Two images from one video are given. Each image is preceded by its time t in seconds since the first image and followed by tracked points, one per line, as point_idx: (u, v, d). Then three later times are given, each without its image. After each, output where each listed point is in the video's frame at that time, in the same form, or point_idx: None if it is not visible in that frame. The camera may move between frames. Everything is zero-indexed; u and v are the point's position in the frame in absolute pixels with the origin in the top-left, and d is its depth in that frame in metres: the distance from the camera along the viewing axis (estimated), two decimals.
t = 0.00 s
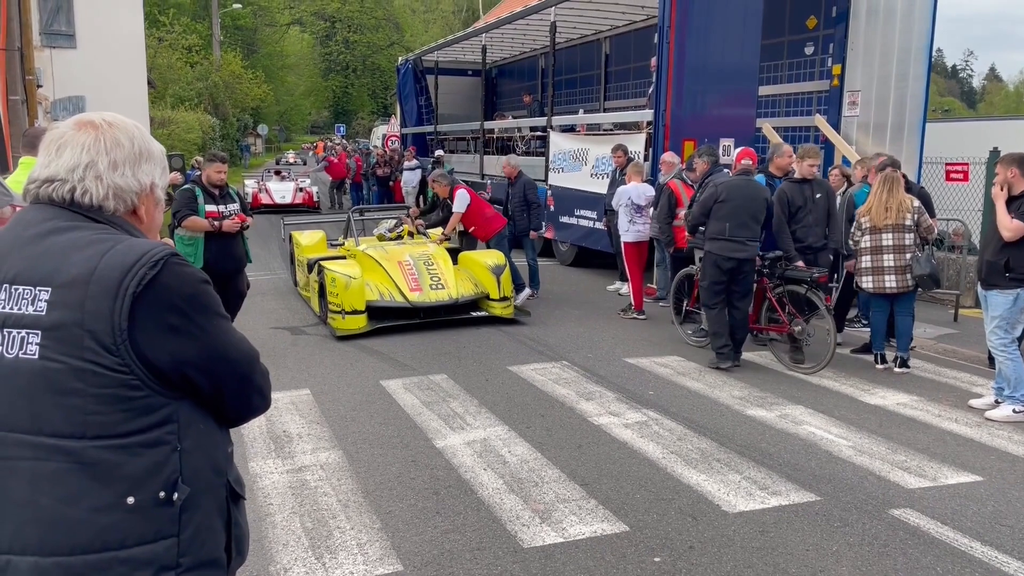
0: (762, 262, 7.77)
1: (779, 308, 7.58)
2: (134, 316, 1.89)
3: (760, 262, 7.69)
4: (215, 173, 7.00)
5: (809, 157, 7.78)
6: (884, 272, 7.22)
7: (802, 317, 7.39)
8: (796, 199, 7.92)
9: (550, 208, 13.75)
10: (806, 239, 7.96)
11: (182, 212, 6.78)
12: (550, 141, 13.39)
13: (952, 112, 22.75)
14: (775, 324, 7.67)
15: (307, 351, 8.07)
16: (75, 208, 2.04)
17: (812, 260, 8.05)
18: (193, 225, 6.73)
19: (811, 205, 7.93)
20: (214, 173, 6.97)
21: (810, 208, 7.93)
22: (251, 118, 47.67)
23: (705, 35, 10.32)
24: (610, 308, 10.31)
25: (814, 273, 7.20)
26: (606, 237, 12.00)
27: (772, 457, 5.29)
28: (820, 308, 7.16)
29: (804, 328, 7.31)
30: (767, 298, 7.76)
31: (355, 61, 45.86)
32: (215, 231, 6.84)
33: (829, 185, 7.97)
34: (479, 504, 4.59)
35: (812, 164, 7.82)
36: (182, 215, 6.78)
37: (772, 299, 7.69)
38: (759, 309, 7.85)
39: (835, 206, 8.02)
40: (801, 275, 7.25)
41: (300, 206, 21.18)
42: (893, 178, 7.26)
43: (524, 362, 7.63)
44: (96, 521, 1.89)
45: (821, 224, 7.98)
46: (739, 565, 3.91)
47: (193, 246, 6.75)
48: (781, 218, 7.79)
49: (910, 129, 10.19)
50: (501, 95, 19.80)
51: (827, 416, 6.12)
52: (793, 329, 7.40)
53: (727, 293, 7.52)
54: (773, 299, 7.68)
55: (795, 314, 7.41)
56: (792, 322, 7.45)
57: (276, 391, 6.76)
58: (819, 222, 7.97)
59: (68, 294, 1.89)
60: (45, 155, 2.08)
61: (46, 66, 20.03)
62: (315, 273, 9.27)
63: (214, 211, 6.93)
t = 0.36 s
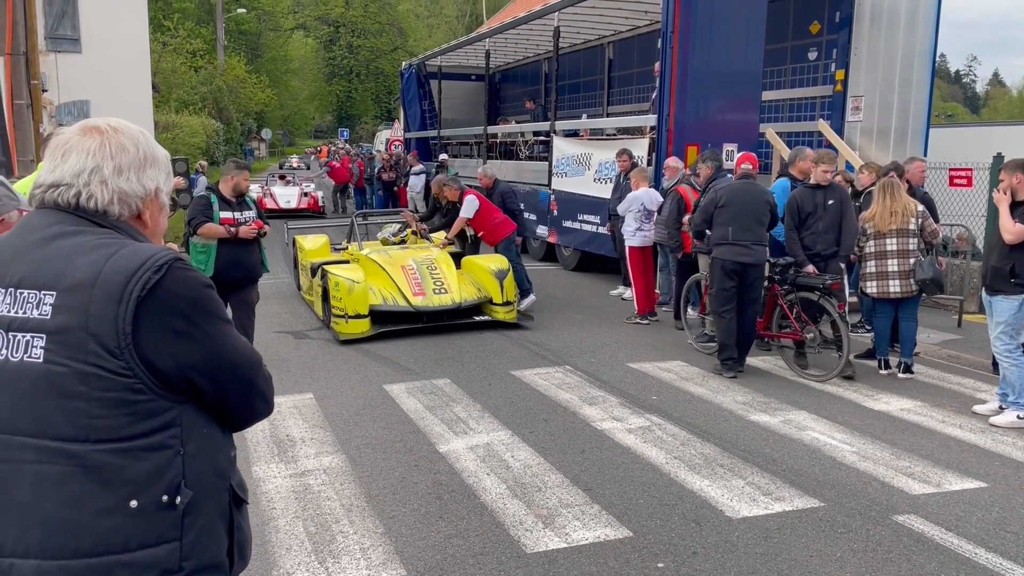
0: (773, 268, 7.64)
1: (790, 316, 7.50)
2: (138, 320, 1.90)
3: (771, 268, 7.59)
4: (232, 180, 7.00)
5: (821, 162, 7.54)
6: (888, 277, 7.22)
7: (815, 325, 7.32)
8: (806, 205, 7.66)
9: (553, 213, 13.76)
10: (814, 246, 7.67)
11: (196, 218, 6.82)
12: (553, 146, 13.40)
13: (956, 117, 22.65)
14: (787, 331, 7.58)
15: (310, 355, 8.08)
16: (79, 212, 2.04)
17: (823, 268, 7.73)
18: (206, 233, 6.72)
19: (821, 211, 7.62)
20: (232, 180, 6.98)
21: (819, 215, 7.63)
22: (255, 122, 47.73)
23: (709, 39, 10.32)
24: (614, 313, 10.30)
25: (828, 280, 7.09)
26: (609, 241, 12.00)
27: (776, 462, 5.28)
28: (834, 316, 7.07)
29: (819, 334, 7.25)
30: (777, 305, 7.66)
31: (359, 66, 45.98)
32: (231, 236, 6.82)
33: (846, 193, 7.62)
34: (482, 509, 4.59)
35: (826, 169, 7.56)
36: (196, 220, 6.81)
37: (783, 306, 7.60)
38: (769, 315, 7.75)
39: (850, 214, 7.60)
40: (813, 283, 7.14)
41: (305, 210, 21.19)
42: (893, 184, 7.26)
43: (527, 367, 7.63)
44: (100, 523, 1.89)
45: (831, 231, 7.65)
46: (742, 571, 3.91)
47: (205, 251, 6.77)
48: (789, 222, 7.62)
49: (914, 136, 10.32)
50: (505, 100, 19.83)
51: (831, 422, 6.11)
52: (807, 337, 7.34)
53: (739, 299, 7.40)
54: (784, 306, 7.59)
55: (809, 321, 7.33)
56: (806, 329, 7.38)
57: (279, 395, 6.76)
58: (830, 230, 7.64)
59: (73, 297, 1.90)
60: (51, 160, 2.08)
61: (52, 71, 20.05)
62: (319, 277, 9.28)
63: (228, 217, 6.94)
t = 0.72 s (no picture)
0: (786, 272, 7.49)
1: (803, 321, 7.32)
2: (137, 321, 1.89)
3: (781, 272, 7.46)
4: (246, 179, 6.99)
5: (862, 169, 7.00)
6: (895, 282, 7.18)
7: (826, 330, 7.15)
8: (843, 214, 7.12)
9: (556, 216, 13.76)
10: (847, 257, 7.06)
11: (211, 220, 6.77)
12: (556, 149, 13.40)
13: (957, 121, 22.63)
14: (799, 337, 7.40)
15: (312, 358, 8.08)
16: (79, 214, 2.04)
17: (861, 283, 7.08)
18: (222, 233, 6.74)
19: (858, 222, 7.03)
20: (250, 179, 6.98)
21: (857, 225, 7.05)
22: (258, 126, 47.77)
23: (712, 43, 10.33)
24: (616, 316, 10.30)
25: (842, 285, 6.93)
26: (611, 245, 11.99)
27: (779, 466, 5.27)
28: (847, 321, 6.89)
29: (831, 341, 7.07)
30: (790, 310, 7.49)
31: (362, 70, 46.04)
32: (248, 236, 6.84)
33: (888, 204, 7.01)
34: (484, 512, 4.58)
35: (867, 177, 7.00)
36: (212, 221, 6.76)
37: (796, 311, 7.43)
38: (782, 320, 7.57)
39: (891, 227, 6.96)
40: (827, 287, 6.99)
41: (307, 213, 21.19)
42: (894, 188, 7.28)
43: (529, 370, 7.62)
44: (99, 525, 1.89)
45: (868, 244, 7.01)
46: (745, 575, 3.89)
47: (223, 251, 6.78)
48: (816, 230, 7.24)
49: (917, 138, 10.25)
50: (507, 103, 19.85)
51: (834, 426, 6.10)
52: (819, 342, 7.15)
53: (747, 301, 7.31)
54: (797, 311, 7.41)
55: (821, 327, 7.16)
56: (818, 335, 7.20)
57: (280, 398, 6.75)
58: (867, 241, 7.01)
59: (73, 298, 1.90)
60: (51, 162, 2.09)
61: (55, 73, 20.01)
62: (321, 280, 9.28)
63: (245, 216, 6.90)
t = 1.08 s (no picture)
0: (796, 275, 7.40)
1: (812, 323, 7.25)
2: (127, 321, 1.89)
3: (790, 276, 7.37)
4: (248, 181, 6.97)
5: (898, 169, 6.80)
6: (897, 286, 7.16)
7: (836, 334, 7.06)
8: (880, 216, 6.91)
9: (557, 218, 13.77)
10: (893, 260, 6.85)
11: (240, 223, 6.78)
12: (558, 151, 13.40)
13: (960, 123, 22.61)
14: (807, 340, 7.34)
15: (312, 360, 8.08)
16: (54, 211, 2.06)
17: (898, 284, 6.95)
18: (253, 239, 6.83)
19: (896, 223, 6.87)
20: (251, 180, 6.96)
21: (896, 226, 6.88)
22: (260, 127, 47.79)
23: (714, 45, 10.33)
24: (617, 318, 10.30)
25: (852, 287, 6.90)
26: (613, 247, 11.99)
27: (781, 469, 5.27)
28: (857, 325, 6.82)
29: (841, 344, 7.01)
30: (797, 312, 7.41)
31: (364, 71, 46.04)
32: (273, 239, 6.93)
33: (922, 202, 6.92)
34: (486, 514, 4.58)
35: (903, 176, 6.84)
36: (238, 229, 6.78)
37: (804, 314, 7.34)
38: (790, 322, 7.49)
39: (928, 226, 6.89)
40: (838, 288, 6.96)
41: (310, 215, 21.19)
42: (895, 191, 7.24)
43: (530, 372, 7.62)
44: (90, 525, 1.89)
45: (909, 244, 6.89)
46: None
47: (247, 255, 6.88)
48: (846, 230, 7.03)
49: (919, 142, 10.17)
50: (510, 105, 19.86)
51: (835, 428, 6.09)
52: (828, 345, 7.10)
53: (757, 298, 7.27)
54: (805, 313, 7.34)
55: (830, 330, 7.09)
56: (826, 338, 7.13)
57: (281, 399, 6.75)
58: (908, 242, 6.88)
59: (63, 299, 1.90)
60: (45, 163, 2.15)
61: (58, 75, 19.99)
62: (322, 282, 9.29)
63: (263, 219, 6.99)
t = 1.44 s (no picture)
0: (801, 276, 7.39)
1: (817, 325, 7.22)
2: (120, 332, 1.88)
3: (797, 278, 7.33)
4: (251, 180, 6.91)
5: (922, 170, 6.56)
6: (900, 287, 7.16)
7: (841, 335, 7.04)
8: (907, 222, 6.61)
9: (558, 218, 13.77)
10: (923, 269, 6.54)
11: (272, 222, 6.78)
12: (559, 152, 13.39)
13: (963, 124, 22.53)
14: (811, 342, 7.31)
15: (313, 361, 8.08)
16: (53, 213, 2.06)
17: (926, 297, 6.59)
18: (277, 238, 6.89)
19: (925, 230, 6.58)
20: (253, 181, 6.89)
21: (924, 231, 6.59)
22: (261, 127, 47.79)
23: (715, 46, 10.32)
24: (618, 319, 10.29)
25: (859, 288, 6.88)
26: (614, 247, 11.98)
27: (782, 470, 5.26)
28: (862, 326, 6.80)
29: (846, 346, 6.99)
30: (802, 314, 7.38)
31: (365, 72, 46.04)
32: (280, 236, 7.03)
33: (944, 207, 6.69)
34: (486, 515, 4.57)
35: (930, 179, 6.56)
36: (272, 230, 6.76)
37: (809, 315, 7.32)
38: (794, 324, 7.46)
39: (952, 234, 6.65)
40: (844, 290, 6.93)
41: (311, 215, 21.19)
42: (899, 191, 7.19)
43: (531, 372, 7.63)
44: (91, 538, 1.89)
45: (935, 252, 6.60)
46: None
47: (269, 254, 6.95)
48: (872, 240, 6.65)
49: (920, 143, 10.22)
50: (511, 105, 19.87)
51: (835, 429, 6.10)
52: (833, 347, 7.07)
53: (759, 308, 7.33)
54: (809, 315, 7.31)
55: (835, 332, 7.06)
56: (831, 340, 7.10)
57: (281, 400, 6.75)
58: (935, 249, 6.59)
59: (55, 311, 1.90)
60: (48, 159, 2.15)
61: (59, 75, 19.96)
62: (323, 282, 9.28)
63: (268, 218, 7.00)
